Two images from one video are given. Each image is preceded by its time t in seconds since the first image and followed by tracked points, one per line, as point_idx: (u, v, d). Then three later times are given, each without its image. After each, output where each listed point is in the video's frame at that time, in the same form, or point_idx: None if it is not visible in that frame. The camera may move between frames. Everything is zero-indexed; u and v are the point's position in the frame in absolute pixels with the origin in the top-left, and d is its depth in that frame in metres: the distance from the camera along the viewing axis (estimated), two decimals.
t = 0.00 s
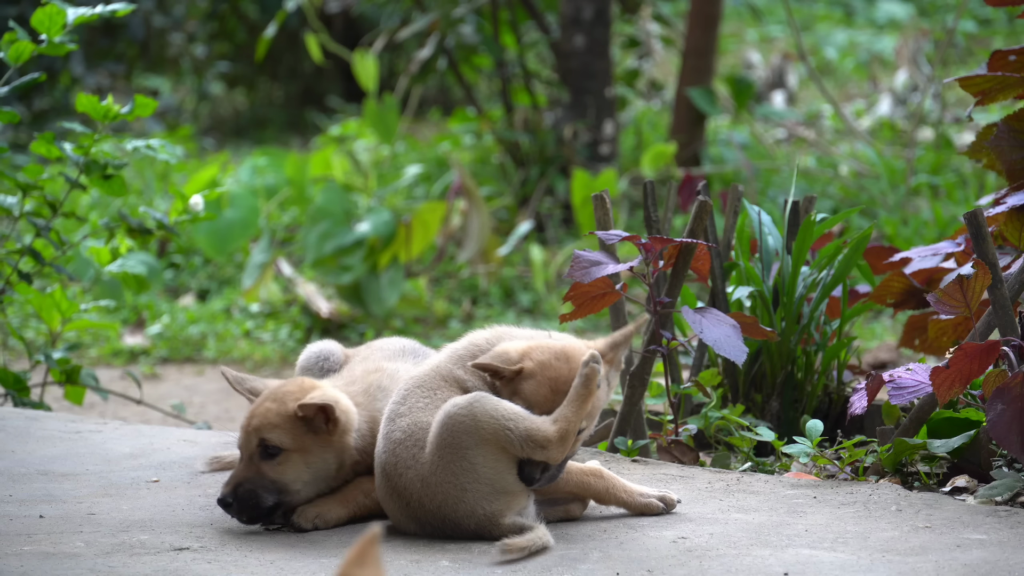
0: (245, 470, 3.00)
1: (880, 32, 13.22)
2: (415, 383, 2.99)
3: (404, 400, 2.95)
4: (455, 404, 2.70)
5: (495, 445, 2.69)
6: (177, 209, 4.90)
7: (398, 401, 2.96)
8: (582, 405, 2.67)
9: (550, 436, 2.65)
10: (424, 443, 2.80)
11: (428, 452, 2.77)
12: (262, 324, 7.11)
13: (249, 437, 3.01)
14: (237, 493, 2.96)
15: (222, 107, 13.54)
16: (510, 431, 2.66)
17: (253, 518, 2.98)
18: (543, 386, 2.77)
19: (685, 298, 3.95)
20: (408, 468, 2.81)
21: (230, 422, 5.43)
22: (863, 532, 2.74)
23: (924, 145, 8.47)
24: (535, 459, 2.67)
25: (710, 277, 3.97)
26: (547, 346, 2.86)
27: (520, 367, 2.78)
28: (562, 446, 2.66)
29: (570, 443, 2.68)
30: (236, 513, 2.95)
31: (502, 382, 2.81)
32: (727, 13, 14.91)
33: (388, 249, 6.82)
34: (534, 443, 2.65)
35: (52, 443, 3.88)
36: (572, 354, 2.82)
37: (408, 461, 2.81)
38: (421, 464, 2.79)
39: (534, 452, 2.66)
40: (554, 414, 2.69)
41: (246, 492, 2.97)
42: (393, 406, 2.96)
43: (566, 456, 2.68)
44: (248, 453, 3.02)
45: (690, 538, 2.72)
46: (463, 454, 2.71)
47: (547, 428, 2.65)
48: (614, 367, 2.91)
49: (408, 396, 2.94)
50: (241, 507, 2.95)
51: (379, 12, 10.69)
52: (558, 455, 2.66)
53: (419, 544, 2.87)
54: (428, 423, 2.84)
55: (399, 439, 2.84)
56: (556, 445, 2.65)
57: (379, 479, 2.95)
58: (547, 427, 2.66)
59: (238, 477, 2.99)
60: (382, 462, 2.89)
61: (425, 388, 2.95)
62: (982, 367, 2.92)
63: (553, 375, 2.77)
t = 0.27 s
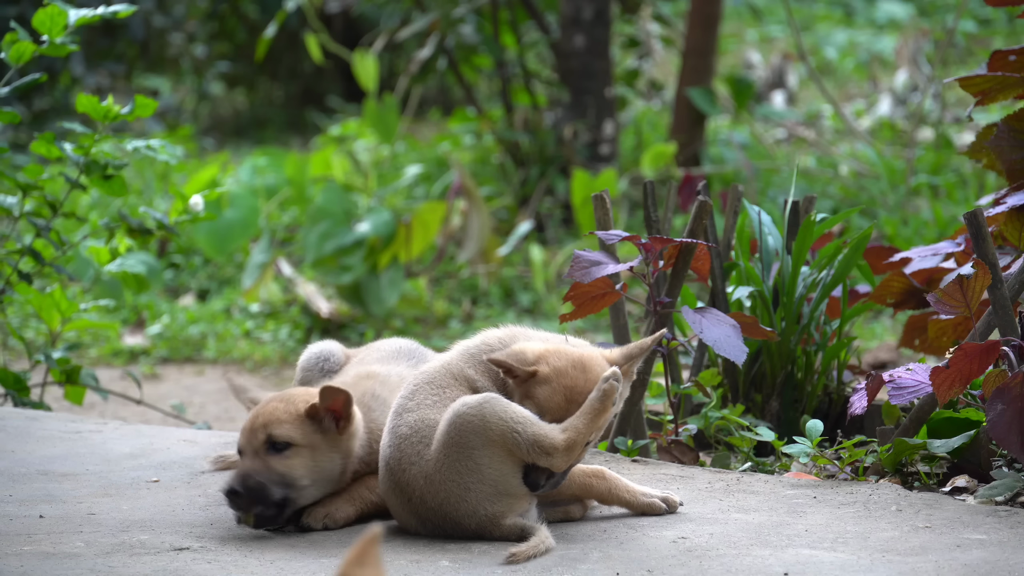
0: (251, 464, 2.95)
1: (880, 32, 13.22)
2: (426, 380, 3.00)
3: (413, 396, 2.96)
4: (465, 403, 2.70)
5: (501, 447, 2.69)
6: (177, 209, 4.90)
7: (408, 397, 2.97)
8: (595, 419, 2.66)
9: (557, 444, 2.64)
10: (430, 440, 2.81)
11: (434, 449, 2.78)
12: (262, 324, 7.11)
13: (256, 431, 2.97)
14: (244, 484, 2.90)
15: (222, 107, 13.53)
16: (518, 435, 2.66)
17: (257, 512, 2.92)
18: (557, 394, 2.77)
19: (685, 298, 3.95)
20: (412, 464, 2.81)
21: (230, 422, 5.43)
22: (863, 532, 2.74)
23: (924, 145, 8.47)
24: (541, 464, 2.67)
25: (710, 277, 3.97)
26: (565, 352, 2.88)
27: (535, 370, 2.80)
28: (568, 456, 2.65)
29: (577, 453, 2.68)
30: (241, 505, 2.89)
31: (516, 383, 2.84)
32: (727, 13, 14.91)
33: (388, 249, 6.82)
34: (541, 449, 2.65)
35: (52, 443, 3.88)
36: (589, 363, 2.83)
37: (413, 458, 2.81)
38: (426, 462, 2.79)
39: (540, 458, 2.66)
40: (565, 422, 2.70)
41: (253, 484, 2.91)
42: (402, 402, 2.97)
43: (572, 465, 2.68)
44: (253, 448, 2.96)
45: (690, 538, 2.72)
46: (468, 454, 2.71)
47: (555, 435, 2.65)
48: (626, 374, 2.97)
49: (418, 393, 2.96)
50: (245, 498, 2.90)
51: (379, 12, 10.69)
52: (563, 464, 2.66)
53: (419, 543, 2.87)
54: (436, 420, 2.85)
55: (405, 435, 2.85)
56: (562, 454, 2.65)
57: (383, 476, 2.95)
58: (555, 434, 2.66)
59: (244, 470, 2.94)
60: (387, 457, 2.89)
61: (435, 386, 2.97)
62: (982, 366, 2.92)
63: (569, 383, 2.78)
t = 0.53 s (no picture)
0: (286, 487, 2.98)
1: (880, 32, 13.22)
2: (435, 378, 3.01)
3: (421, 393, 2.97)
4: (470, 403, 2.71)
5: (503, 448, 2.69)
6: (177, 209, 4.90)
7: (416, 393, 2.98)
8: (602, 429, 2.67)
9: (558, 449, 2.65)
10: (434, 438, 2.82)
11: (436, 447, 2.78)
12: (262, 324, 7.11)
13: (289, 455, 3.00)
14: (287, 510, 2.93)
15: (222, 107, 13.53)
16: (519, 437, 2.66)
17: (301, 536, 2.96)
18: (564, 399, 2.78)
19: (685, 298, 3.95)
20: (414, 462, 2.82)
21: (230, 422, 5.43)
22: (863, 532, 2.74)
23: (924, 145, 8.47)
24: (541, 468, 2.67)
25: (710, 277, 3.97)
26: (576, 357, 2.88)
27: (544, 374, 2.81)
28: (567, 463, 2.66)
29: (578, 460, 2.68)
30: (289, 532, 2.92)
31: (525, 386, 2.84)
32: (727, 13, 14.90)
33: (388, 249, 6.82)
34: (541, 453, 2.66)
35: (52, 443, 3.88)
36: (598, 372, 2.83)
37: (416, 456, 2.82)
38: (427, 460, 2.79)
39: (541, 462, 2.66)
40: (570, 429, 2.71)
41: (296, 509, 2.95)
42: (409, 398, 2.98)
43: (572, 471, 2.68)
44: (286, 472, 3.00)
45: (690, 538, 2.72)
46: (469, 453, 2.71)
47: (558, 441, 2.66)
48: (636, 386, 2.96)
49: (426, 390, 2.97)
50: (291, 523, 2.93)
51: (379, 12, 10.69)
52: (563, 470, 2.66)
53: (420, 541, 2.87)
54: (441, 419, 2.86)
55: (410, 432, 2.86)
56: (562, 460, 2.65)
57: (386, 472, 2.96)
58: (558, 439, 2.66)
59: (281, 495, 2.96)
60: (391, 454, 2.90)
61: (443, 384, 2.98)
62: (982, 367, 2.92)
63: (578, 391, 2.78)
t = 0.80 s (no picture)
0: (282, 488, 2.97)
1: (881, 32, 13.21)
2: (440, 376, 3.00)
3: (426, 391, 2.97)
4: (476, 402, 2.71)
5: (506, 448, 2.70)
6: (177, 208, 4.90)
7: (420, 391, 2.98)
8: (606, 434, 2.69)
9: (561, 453, 2.67)
10: (437, 437, 2.81)
11: (439, 445, 2.78)
12: (262, 324, 7.11)
13: (286, 456, 3.00)
14: (283, 510, 2.93)
15: (222, 107, 13.53)
16: (523, 439, 2.67)
17: (296, 536, 2.96)
18: (565, 402, 2.78)
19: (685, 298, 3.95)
20: (416, 459, 2.82)
21: (230, 422, 5.42)
22: (863, 532, 2.74)
23: (924, 145, 8.47)
24: (544, 470, 2.69)
25: (710, 277, 3.98)
26: (577, 359, 2.88)
27: (546, 376, 2.81)
28: (570, 466, 2.68)
29: (580, 465, 2.70)
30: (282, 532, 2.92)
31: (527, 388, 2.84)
32: (727, 13, 14.90)
33: (388, 249, 6.82)
34: (544, 456, 2.67)
35: (52, 443, 3.88)
36: (599, 374, 2.83)
37: (418, 454, 2.82)
38: (430, 458, 2.79)
39: (543, 465, 2.68)
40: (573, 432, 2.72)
41: (291, 509, 2.94)
42: (414, 396, 2.98)
43: (574, 475, 2.70)
44: (282, 473, 3.00)
45: (690, 538, 2.72)
46: (472, 452, 2.71)
47: (561, 444, 2.67)
48: (637, 387, 2.95)
49: (431, 388, 2.96)
50: (286, 523, 2.93)
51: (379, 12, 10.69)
52: (565, 473, 2.68)
53: (421, 540, 2.86)
54: (445, 417, 2.86)
55: (413, 430, 2.85)
56: (565, 463, 2.67)
57: (388, 470, 2.95)
58: (561, 443, 2.68)
59: (277, 495, 2.95)
60: (393, 450, 2.90)
61: (448, 382, 2.97)
62: (982, 367, 2.92)
63: (580, 394, 2.78)
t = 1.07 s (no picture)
0: (238, 488, 2.97)
1: (881, 32, 13.21)
2: (448, 374, 3.00)
3: (433, 389, 2.96)
4: (482, 404, 2.70)
5: (509, 451, 2.69)
6: (177, 209, 4.89)
7: (427, 389, 2.98)
8: (608, 444, 2.65)
9: (563, 459, 2.64)
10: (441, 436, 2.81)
11: (443, 445, 2.78)
12: (262, 324, 7.11)
13: (230, 460, 3.03)
14: (239, 504, 2.92)
15: (222, 107, 13.52)
16: (527, 444, 2.65)
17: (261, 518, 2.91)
18: (568, 409, 2.73)
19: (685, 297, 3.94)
20: (420, 458, 2.82)
21: (230, 422, 5.42)
22: (863, 532, 2.74)
23: (924, 145, 8.47)
24: (545, 476, 2.67)
25: (710, 277, 3.98)
26: (581, 365, 2.81)
27: (549, 382, 2.74)
28: (571, 473, 2.66)
29: (582, 472, 2.67)
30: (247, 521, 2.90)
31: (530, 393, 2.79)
32: (727, 13, 14.90)
33: (388, 249, 6.82)
34: (546, 462, 2.65)
35: (52, 443, 3.88)
36: (603, 382, 2.76)
37: (422, 453, 2.82)
38: (433, 457, 2.79)
39: (545, 471, 2.66)
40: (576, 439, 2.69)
41: (244, 497, 2.92)
42: (421, 393, 2.97)
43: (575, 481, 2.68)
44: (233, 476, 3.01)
45: (691, 538, 2.72)
46: (476, 454, 2.71)
47: (564, 451, 2.65)
48: (639, 393, 2.89)
49: (438, 386, 2.96)
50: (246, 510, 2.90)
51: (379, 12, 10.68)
52: (565, 480, 2.66)
53: (423, 540, 2.87)
54: (450, 416, 2.85)
55: (417, 428, 2.85)
56: (567, 471, 2.65)
57: (392, 467, 2.96)
58: (564, 449, 2.65)
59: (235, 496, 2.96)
60: (398, 447, 2.90)
61: (455, 381, 2.97)
62: (982, 367, 2.92)
63: (583, 401, 2.72)
